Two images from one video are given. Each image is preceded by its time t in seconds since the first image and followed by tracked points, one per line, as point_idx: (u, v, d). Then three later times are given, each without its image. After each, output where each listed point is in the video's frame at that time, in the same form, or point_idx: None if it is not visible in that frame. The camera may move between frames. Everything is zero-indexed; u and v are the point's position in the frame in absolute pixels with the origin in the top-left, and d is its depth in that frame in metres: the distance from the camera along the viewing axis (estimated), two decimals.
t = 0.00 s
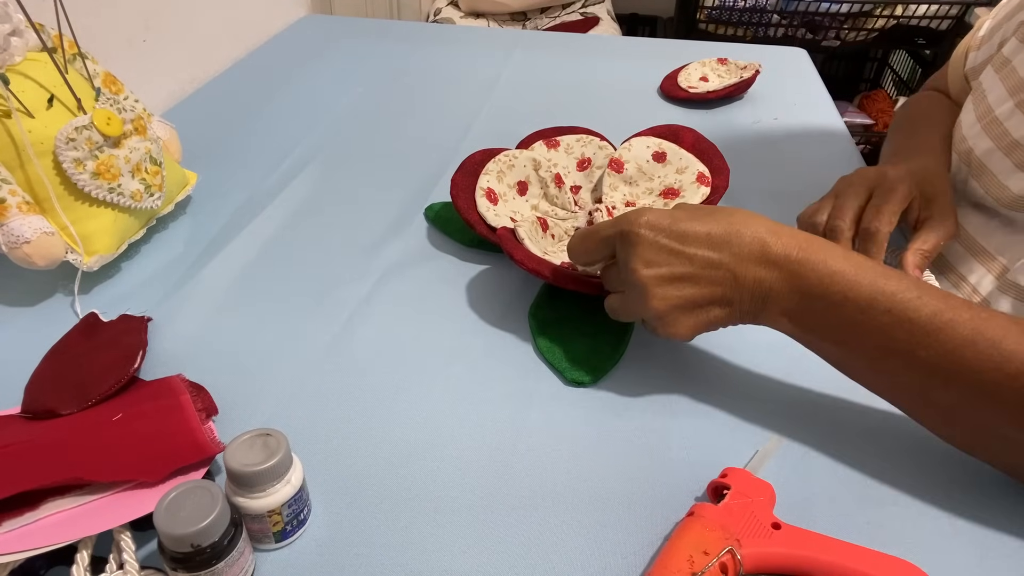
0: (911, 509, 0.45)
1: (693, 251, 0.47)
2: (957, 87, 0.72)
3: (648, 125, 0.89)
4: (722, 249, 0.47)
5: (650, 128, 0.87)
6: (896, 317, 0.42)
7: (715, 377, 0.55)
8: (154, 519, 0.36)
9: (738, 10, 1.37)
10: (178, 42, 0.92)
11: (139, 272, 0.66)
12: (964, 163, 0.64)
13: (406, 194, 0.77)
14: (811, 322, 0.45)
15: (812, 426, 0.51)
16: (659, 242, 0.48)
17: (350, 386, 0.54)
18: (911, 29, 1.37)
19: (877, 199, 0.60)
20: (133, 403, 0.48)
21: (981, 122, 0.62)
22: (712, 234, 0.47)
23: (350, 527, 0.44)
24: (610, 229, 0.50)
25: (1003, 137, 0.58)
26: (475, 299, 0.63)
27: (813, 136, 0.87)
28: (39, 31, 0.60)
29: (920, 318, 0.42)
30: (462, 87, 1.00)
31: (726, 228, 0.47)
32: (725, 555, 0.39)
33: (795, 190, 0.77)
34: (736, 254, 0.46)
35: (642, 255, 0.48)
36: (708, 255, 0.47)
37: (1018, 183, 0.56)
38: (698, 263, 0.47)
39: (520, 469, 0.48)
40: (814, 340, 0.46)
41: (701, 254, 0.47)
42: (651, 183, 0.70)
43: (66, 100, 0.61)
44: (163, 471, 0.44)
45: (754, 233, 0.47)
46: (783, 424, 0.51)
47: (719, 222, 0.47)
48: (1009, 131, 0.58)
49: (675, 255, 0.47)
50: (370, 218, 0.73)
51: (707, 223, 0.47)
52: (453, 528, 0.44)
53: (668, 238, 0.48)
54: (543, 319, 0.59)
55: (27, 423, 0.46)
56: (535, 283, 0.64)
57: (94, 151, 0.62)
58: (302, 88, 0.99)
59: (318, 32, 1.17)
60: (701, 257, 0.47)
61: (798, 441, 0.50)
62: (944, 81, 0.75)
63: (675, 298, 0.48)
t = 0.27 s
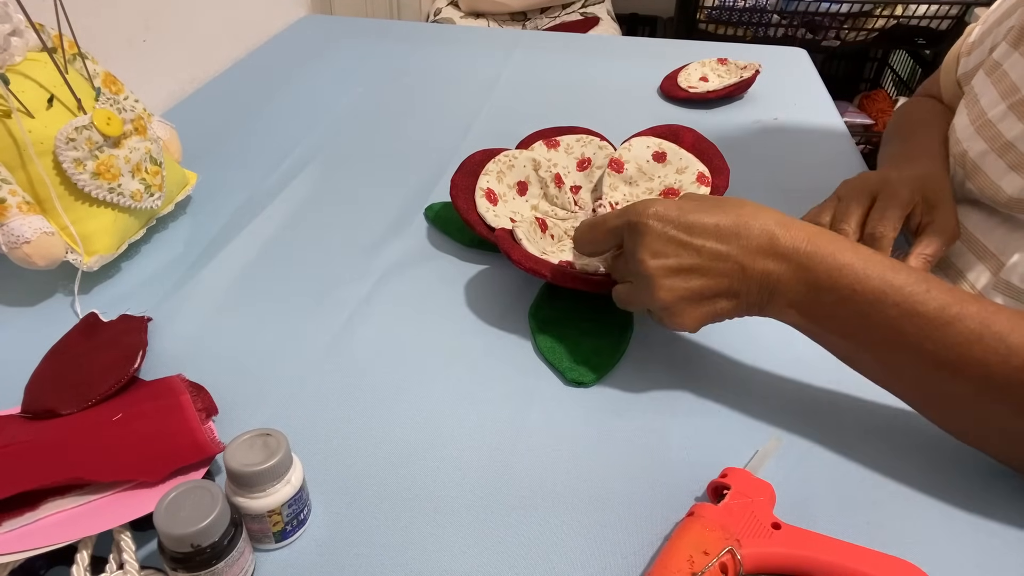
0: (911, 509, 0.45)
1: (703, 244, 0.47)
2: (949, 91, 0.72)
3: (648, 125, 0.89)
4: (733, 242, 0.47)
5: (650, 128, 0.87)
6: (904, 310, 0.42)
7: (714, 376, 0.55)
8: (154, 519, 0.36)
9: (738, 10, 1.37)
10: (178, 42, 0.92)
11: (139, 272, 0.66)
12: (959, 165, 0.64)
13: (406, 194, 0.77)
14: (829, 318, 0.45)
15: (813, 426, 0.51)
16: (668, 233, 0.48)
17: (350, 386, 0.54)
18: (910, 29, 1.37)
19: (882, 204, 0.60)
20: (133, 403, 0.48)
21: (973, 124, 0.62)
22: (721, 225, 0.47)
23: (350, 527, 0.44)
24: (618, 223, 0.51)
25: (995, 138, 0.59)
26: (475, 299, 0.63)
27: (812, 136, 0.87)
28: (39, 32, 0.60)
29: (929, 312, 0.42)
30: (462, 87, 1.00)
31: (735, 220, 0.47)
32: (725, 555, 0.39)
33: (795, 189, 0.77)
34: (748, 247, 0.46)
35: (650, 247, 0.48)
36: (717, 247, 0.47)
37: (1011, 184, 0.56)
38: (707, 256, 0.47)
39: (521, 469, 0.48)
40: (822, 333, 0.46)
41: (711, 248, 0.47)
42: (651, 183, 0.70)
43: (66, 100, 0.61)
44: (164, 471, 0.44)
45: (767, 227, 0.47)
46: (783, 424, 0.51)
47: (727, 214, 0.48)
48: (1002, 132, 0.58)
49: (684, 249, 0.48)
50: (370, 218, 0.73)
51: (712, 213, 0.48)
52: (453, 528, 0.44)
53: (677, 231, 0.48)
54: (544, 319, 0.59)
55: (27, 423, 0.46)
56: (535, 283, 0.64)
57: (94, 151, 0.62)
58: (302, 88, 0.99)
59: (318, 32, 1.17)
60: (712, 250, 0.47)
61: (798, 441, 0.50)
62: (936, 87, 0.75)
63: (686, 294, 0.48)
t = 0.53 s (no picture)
0: (911, 509, 0.45)
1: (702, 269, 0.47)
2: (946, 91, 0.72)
3: (648, 125, 0.89)
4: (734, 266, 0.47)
5: (650, 128, 0.87)
6: (910, 333, 0.42)
7: (715, 376, 0.55)
8: (154, 519, 0.36)
9: (738, 10, 1.37)
10: (178, 42, 0.92)
11: (139, 272, 0.66)
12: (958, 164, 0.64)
13: (406, 194, 0.77)
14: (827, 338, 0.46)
15: (813, 426, 0.51)
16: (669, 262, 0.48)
17: (350, 386, 0.54)
18: (910, 29, 1.37)
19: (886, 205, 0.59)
20: (133, 403, 0.48)
21: (970, 124, 0.62)
22: (721, 252, 0.47)
23: (350, 527, 0.44)
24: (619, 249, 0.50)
25: (995, 136, 0.58)
26: (475, 299, 0.63)
27: (812, 136, 0.87)
28: (39, 32, 0.60)
29: (932, 333, 0.42)
30: (463, 86, 1.00)
31: (733, 242, 0.47)
32: (725, 555, 0.39)
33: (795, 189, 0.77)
34: (749, 273, 0.46)
35: (652, 278, 0.48)
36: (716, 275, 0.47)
37: (1007, 183, 0.56)
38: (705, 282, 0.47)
39: (521, 470, 0.48)
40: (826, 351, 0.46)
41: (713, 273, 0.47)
42: (651, 183, 0.70)
43: (66, 100, 0.61)
44: (164, 471, 0.44)
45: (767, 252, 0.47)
46: (783, 424, 0.51)
47: (728, 239, 0.47)
48: (998, 132, 0.58)
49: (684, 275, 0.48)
50: (370, 218, 0.73)
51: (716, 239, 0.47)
52: (453, 528, 0.44)
53: (676, 258, 0.48)
54: (544, 319, 0.59)
55: (27, 423, 0.46)
56: (535, 283, 0.64)
57: (94, 151, 0.62)
58: (302, 88, 0.99)
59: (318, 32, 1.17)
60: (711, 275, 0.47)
61: (798, 441, 0.50)
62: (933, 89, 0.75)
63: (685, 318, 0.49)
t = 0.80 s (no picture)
0: (910, 509, 0.45)
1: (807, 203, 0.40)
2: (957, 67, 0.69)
3: (648, 125, 0.89)
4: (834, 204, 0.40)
5: (650, 128, 0.87)
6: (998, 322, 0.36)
7: (715, 376, 0.55)
8: (154, 519, 0.36)
9: (738, 10, 1.37)
10: (178, 43, 0.92)
11: (139, 272, 0.66)
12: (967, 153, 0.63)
13: (406, 194, 0.77)
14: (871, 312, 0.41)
15: (814, 426, 0.51)
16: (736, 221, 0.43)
17: (350, 386, 0.54)
18: (910, 29, 1.37)
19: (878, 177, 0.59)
20: (133, 403, 0.48)
21: (987, 114, 0.60)
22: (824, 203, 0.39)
23: (350, 527, 0.44)
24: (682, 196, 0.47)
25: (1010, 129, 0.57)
26: (475, 299, 0.63)
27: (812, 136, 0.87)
28: (39, 32, 0.60)
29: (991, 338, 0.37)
30: (463, 87, 1.00)
31: (829, 181, 0.41)
32: (725, 555, 0.39)
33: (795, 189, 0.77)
34: (859, 215, 0.38)
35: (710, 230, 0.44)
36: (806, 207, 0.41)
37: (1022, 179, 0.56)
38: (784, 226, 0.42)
39: (521, 469, 0.48)
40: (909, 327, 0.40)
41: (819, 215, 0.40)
42: (651, 183, 0.70)
43: (66, 100, 0.61)
44: (164, 471, 0.44)
45: (879, 196, 0.40)
46: (783, 424, 0.51)
47: (808, 177, 0.43)
48: (1015, 124, 0.57)
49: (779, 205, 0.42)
50: (370, 218, 0.73)
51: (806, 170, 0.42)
52: (453, 527, 0.44)
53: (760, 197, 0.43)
54: (543, 319, 0.59)
55: (27, 423, 0.46)
56: (535, 283, 0.64)
57: (94, 151, 0.62)
58: (302, 87, 0.99)
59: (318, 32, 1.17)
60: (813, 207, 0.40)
61: (799, 441, 0.50)
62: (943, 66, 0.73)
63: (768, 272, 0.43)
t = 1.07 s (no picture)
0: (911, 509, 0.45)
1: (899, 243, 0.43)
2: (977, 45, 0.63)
3: (648, 125, 0.89)
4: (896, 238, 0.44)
5: (650, 128, 0.87)
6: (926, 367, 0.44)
7: (715, 377, 0.55)
8: (154, 520, 0.36)
9: (738, 10, 1.37)
10: (178, 43, 0.92)
11: (139, 272, 0.66)
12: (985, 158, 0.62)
13: (406, 194, 0.77)
14: (899, 342, 0.44)
15: (814, 426, 0.51)
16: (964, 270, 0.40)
17: (350, 386, 0.54)
18: (910, 28, 1.37)
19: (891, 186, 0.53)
20: (133, 403, 0.48)
21: None
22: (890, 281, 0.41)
23: (350, 527, 0.44)
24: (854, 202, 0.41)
25: None
26: (475, 299, 0.63)
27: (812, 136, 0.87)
28: (39, 32, 0.60)
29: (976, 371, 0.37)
30: (463, 87, 1.00)
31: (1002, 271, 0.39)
32: (725, 555, 0.39)
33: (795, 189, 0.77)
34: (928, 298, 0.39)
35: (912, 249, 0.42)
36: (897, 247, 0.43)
37: None
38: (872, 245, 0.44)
39: (521, 470, 0.48)
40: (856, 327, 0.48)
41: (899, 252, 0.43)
42: (651, 183, 0.70)
43: (66, 100, 0.61)
44: (164, 471, 0.44)
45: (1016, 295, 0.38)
46: (783, 424, 0.51)
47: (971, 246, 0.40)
48: None
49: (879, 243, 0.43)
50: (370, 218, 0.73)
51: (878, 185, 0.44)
52: (454, 527, 0.44)
53: (882, 231, 0.43)
54: (543, 319, 0.59)
55: (27, 423, 0.46)
56: (535, 283, 0.64)
57: (94, 151, 0.62)
58: (302, 87, 0.99)
59: (318, 32, 1.17)
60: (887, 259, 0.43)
61: (799, 441, 0.50)
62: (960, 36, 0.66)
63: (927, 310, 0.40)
